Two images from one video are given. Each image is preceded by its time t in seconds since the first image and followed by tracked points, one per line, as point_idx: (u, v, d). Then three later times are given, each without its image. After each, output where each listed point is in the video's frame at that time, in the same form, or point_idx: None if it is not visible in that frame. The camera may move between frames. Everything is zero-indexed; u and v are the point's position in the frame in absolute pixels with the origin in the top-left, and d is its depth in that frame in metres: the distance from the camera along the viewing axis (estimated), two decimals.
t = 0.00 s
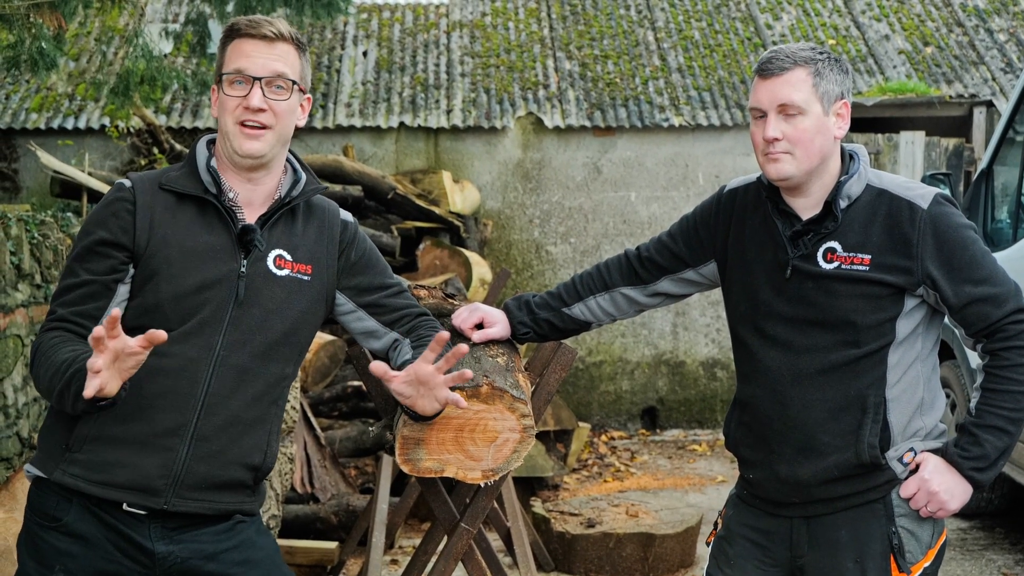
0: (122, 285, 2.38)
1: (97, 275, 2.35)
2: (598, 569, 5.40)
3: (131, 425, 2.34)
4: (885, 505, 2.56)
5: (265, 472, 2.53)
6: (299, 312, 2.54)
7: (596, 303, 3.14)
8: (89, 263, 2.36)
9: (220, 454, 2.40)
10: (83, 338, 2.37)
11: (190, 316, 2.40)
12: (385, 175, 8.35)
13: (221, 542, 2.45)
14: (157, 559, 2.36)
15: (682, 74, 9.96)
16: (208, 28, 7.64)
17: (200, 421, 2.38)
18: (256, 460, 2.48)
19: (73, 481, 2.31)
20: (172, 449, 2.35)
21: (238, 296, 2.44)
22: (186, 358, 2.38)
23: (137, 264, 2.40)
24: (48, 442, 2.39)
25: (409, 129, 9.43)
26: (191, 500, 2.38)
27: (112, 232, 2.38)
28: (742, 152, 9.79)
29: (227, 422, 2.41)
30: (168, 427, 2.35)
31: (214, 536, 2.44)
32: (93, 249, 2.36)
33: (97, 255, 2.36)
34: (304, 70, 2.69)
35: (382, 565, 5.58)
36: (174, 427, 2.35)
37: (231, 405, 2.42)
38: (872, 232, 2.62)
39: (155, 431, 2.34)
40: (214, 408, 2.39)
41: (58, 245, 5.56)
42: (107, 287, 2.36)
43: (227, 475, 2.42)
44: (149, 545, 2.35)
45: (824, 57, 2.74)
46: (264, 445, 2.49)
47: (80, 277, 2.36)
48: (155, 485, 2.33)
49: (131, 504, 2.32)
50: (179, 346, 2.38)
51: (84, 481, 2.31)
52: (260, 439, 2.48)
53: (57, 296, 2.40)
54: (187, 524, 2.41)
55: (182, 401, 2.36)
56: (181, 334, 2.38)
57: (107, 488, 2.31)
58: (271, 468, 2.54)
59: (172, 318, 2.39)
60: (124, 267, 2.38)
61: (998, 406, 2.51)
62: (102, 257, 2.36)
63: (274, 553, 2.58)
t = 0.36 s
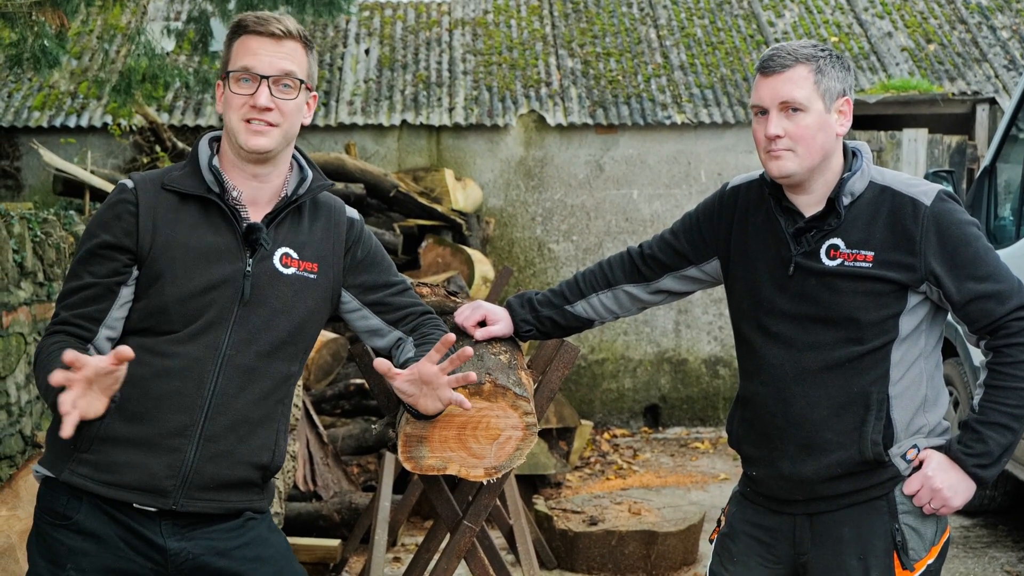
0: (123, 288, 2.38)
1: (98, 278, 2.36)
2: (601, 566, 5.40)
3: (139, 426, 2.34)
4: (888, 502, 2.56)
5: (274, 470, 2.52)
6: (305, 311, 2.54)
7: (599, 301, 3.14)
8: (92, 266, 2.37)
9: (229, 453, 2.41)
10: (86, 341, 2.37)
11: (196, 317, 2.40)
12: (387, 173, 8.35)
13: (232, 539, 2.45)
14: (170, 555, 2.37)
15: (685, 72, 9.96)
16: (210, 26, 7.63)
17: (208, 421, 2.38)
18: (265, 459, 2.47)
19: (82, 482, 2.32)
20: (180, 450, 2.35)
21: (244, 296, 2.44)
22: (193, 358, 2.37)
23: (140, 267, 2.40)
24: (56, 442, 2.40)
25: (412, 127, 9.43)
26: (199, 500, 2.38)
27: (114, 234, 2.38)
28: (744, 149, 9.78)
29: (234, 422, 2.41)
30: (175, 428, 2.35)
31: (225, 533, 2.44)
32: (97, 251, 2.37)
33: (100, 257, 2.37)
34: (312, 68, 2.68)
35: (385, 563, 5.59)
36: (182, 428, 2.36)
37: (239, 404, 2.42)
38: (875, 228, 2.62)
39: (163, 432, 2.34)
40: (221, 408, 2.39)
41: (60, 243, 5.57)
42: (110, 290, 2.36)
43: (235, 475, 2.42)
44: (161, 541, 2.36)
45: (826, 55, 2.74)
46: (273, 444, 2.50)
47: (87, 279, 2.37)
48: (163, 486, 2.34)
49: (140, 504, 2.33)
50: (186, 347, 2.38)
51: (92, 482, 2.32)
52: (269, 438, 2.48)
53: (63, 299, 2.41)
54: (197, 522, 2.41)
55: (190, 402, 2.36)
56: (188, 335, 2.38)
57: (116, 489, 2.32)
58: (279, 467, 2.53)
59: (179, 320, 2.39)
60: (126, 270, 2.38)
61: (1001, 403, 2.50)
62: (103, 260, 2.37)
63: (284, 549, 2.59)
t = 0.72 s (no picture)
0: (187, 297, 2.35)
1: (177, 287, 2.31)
2: (602, 566, 5.40)
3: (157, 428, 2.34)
4: (890, 502, 2.56)
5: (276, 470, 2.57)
6: (313, 318, 2.56)
7: (599, 301, 3.14)
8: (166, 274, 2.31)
9: (235, 458, 2.43)
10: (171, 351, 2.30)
11: (221, 328, 2.40)
12: (388, 173, 8.36)
13: (237, 533, 2.48)
14: (175, 550, 2.37)
15: (685, 72, 9.96)
16: (210, 26, 7.63)
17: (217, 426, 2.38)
18: (269, 461, 2.52)
19: (90, 481, 2.30)
20: (189, 455, 2.36)
21: (261, 307, 2.44)
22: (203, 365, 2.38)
23: (192, 270, 2.37)
24: (63, 438, 2.36)
25: (412, 127, 9.43)
26: (205, 502, 2.40)
27: (173, 243, 2.33)
28: (745, 149, 9.78)
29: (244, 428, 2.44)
30: (186, 433, 2.35)
31: (231, 529, 2.47)
32: (152, 255, 2.30)
33: (168, 266, 2.31)
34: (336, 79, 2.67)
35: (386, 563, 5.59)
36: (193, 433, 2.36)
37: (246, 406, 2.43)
38: (876, 228, 2.62)
39: (175, 436, 2.34)
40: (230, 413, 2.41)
41: (61, 244, 5.57)
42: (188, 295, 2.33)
43: (241, 478, 2.45)
44: (167, 536, 2.36)
45: (828, 55, 2.74)
46: (276, 445, 2.54)
47: (156, 283, 2.30)
48: (171, 489, 2.34)
49: (147, 507, 2.33)
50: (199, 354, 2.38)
51: (102, 482, 2.30)
52: (272, 439, 2.52)
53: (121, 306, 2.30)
54: (202, 519, 2.42)
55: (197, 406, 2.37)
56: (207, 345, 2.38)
57: (127, 490, 2.31)
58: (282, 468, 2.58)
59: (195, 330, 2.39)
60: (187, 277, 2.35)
61: (1001, 403, 2.50)
62: (170, 268, 2.31)
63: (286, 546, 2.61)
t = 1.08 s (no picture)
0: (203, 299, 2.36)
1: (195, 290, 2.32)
2: (601, 568, 5.40)
3: (171, 430, 2.35)
4: (888, 503, 2.56)
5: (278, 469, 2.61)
6: (317, 320, 2.59)
7: (598, 302, 3.14)
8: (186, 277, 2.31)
9: (241, 459, 2.47)
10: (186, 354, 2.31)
11: (235, 333, 2.42)
12: (387, 175, 8.38)
13: (243, 529, 2.51)
14: (186, 550, 2.39)
15: (684, 73, 9.96)
16: (209, 28, 7.64)
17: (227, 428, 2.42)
18: (272, 460, 2.56)
19: (102, 483, 2.28)
20: (200, 458, 2.38)
21: (272, 311, 2.47)
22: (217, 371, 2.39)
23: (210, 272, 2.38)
24: (70, 441, 2.32)
25: (412, 129, 9.43)
26: (213, 502, 2.42)
27: (193, 247, 2.32)
28: (744, 151, 9.78)
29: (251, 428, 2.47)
30: (199, 436, 2.38)
31: (237, 527, 2.50)
32: (177, 263, 2.29)
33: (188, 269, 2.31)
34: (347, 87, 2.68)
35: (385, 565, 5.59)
36: (204, 435, 2.38)
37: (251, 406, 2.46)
38: (874, 231, 2.62)
39: (188, 438, 2.36)
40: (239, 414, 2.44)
41: (60, 245, 5.57)
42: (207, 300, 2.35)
43: (247, 477, 2.49)
44: (177, 537, 2.37)
45: (826, 57, 2.74)
46: (278, 446, 2.58)
47: (182, 291, 2.29)
48: (182, 492, 2.36)
49: (158, 509, 2.34)
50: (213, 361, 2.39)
51: (114, 485, 2.29)
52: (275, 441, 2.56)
53: (148, 318, 2.28)
54: (208, 518, 2.44)
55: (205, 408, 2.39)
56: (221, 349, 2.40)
57: (140, 493, 2.31)
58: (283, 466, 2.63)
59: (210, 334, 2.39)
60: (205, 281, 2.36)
61: (999, 405, 2.51)
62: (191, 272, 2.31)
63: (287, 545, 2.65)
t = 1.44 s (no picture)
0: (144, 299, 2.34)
1: (124, 291, 2.30)
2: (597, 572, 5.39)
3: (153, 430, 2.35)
4: (883, 508, 2.56)
5: (272, 470, 2.57)
6: (298, 315, 2.58)
7: (593, 306, 3.14)
8: (112, 278, 2.31)
9: (233, 457, 2.44)
10: (117, 355, 2.29)
11: (206, 326, 2.41)
12: (384, 178, 8.40)
13: (235, 536, 2.47)
14: (178, 552, 2.37)
15: (680, 78, 9.97)
16: (206, 30, 7.64)
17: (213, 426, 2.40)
18: (263, 461, 2.52)
19: (89, 487, 2.30)
20: (188, 456, 2.37)
21: (245, 302, 2.46)
22: (199, 366, 2.39)
23: (154, 271, 2.37)
24: (59, 447, 2.36)
25: (408, 132, 9.43)
26: (205, 503, 2.40)
27: (131, 246, 2.32)
28: (740, 155, 9.80)
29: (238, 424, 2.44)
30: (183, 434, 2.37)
31: (230, 529, 2.46)
32: (114, 262, 2.30)
33: (119, 269, 2.31)
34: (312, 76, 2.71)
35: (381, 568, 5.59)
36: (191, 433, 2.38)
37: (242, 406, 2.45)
38: (869, 235, 2.63)
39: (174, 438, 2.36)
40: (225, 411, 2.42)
41: (55, 247, 5.55)
42: (135, 302, 2.31)
43: (238, 477, 2.46)
44: (170, 538, 2.36)
45: (822, 62, 2.74)
46: (270, 446, 2.54)
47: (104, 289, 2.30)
48: (173, 490, 2.35)
49: (149, 510, 2.34)
50: (191, 355, 2.39)
51: (101, 488, 2.30)
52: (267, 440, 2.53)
53: (77, 314, 2.31)
54: (200, 521, 2.42)
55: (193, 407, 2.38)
56: (193, 343, 2.39)
57: (128, 495, 2.32)
58: (277, 468, 2.58)
59: (186, 329, 2.39)
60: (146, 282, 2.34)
61: (994, 410, 2.51)
62: (125, 272, 2.31)
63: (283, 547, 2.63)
